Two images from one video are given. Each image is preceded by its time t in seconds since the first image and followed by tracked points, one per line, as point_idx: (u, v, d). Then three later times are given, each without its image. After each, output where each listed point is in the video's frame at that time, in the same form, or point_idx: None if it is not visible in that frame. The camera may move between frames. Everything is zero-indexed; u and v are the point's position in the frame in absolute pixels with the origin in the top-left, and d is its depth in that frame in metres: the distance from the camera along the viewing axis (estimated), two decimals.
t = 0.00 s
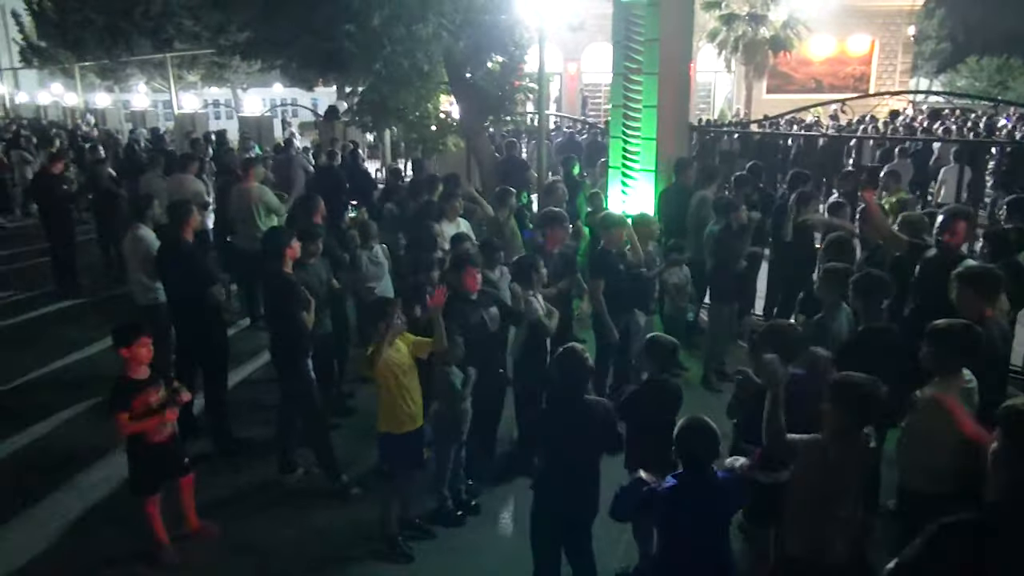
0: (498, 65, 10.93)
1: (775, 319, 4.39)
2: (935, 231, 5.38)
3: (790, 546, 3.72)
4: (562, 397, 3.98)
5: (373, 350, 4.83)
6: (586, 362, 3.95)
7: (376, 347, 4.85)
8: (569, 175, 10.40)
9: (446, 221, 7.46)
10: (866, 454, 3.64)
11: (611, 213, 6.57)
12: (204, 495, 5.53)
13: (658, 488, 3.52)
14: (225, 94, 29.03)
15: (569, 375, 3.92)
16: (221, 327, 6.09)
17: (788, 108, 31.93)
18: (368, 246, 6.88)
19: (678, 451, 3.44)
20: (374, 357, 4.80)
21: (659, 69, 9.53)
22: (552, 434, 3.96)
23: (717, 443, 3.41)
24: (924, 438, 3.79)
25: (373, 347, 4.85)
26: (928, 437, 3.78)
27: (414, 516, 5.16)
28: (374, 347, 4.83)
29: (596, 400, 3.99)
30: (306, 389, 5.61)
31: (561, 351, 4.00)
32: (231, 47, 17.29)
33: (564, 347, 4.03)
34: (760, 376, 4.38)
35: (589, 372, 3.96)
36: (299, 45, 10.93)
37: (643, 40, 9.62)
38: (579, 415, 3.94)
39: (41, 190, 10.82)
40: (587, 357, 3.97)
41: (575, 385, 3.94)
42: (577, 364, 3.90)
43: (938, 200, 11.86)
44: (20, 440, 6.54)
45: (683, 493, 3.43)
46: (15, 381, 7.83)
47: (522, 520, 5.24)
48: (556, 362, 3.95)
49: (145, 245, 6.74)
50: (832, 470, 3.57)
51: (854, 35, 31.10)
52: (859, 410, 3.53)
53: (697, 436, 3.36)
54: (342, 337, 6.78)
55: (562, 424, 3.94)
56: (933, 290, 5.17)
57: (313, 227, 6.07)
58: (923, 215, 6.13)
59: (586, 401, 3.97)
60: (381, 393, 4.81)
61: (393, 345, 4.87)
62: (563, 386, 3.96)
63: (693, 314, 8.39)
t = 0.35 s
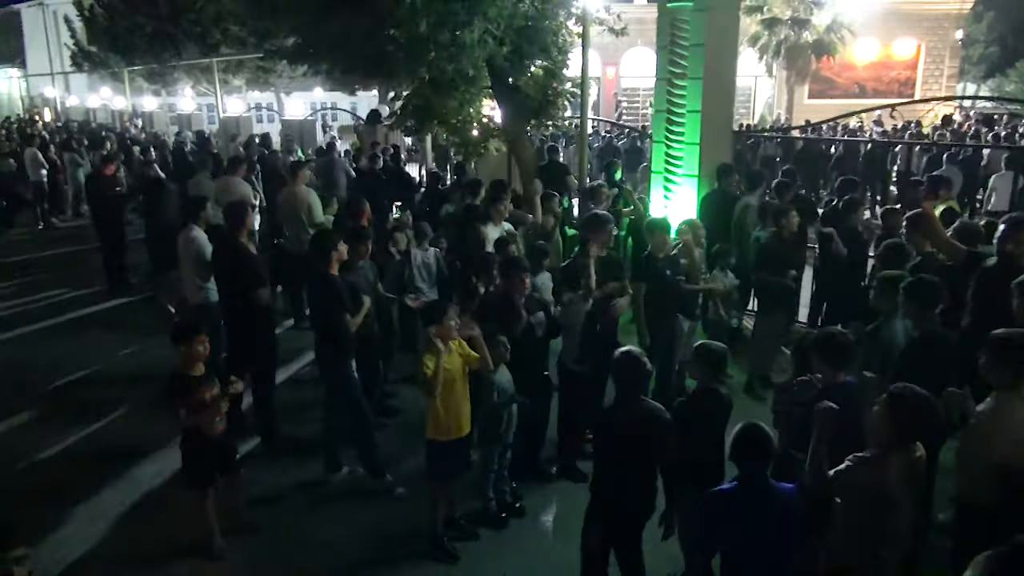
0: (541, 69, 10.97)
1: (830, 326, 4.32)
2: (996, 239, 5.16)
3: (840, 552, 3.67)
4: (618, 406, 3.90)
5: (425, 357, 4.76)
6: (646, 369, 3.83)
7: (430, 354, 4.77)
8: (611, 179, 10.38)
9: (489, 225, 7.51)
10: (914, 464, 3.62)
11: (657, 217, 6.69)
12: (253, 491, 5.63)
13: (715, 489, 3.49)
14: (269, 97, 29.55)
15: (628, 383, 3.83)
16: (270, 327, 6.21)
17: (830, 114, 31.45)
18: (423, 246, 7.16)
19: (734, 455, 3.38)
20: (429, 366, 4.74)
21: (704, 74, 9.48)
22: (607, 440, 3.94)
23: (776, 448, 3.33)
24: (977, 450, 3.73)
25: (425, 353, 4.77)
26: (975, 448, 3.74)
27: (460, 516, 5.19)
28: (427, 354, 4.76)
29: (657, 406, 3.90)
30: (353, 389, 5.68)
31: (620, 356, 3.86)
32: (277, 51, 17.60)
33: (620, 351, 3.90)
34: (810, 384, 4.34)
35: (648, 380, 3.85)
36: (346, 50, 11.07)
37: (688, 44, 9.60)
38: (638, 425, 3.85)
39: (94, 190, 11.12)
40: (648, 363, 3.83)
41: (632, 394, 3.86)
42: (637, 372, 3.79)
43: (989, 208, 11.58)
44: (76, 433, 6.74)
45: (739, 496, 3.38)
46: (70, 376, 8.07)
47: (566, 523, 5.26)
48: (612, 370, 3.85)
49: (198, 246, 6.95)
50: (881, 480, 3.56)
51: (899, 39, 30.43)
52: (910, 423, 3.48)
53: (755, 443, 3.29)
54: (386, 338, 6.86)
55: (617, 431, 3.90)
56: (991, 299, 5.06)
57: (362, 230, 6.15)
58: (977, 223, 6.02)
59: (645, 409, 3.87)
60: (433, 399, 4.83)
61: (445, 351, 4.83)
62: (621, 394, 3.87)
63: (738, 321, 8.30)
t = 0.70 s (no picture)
0: (566, 72, 10.93)
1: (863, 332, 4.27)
2: None
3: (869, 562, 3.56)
4: (660, 406, 3.93)
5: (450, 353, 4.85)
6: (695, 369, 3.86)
7: (456, 350, 4.85)
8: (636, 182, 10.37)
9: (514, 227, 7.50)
10: (954, 472, 3.56)
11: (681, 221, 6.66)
12: (280, 489, 5.67)
13: (764, 498, 3.48)
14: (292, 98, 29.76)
15: (672, 383, 3.85)
16: (297, 326, 6.26)
17: (853, 118, 31.21)
18: (458, 244, 7.29)
19: (797, 467, 3.39)
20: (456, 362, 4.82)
21: (731, 77, 9.42)
22: (645, 444, 3.93)
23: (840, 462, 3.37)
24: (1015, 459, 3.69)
25: (452, 349, 4.86)
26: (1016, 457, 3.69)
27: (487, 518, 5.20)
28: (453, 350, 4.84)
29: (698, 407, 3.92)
30: (380, 389, 5.69)
31: (672, 355, 3.94)
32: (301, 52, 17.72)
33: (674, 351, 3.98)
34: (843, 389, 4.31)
35: (694, 382, 3.88)
36: (371, 51, 11.11)
37: (715, 47, 9.55)
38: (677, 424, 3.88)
39: (122, 189, 11.25)
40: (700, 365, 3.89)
41: (676, 394, 3.88)
42: (683, 371, 3.83)
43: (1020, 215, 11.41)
44: (104, 429, 6.81)
45: (793, 507, 3.39)
46: (98, 373, 8.16)
47: (593, 526, 5.25)
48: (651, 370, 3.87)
49: (226, 245, 7.01)
50: (918, 488, 3.50)
51: (925, 43, 30.12)
52: (949, 428, 3.46)
53: (826, 456, 3.32)
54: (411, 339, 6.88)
55: (656, 433, 3.90)
56: None
57: (391, 231, 6.17)
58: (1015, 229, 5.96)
59: (683, 408, 3.91)
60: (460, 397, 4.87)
61: (472, 349, 4.90)
62: (667, 393, 3.91)
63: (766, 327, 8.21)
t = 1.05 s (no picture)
0: (578, 79, 10.81)
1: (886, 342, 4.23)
2: None
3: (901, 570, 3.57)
4: (665, 418, 3.90)
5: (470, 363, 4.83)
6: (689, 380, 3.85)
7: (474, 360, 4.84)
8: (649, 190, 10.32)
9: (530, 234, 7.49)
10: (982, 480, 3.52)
11: (703, 228, 6.73)
12: (296, 497, 5.66)
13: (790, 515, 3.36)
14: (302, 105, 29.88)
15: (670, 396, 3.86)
16: (312, 334, 6.27)
17: (864, 125, 31.10)
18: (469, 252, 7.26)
19: (823, 480, 3.25)
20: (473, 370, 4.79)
21: (746, 84, 9.39)
22: (652, 456, 3.90)
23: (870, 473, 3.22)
24: None
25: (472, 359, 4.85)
26: None
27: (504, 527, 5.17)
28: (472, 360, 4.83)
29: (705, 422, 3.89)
30: (398, 398, 5.67)
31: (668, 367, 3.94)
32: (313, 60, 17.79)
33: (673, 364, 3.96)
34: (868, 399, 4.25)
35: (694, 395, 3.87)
36: (385, 58, 11.14)
37: (730, 54, 9.52)
38: (688, 435, 3.84)
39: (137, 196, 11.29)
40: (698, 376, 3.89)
41: (677, 405, 3.87)
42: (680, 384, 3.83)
43: None
44: (120, 437, 6.81)
45: (820, 522, 3.26)
46: (112, 380, 8.17)
47: (611, 536, 5.21)
48: (670, 380, 3.85)
49: (242, 252, 7.00)
50: (946, 497, 3.46)
51: (936, 49, 29.93)
52: (980, 438, 3.39)
53: (851, 467, 3.17)
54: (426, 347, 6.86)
55: (659, 446, 3.88)
56: None
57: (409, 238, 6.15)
58: None
59: (693, 421, 3.88)
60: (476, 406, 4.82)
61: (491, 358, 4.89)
62: (665, 408, 3.90)
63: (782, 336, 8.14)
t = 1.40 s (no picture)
0: (589, 80, 10.87)
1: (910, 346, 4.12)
2: None
3: None
4: (671, 423, 3.84)
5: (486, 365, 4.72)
6: (688, 383, 3.82)
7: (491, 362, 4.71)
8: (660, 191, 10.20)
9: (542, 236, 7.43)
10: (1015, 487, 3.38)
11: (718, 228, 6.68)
12: (307, 501, 5.60)
13: (814, 528, 3.28)
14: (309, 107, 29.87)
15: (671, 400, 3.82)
16: (322, 337, 6.22)
17: (872, 127, 30.95)
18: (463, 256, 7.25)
19: (847, 490, 3.15)
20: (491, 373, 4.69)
21: (759, 85, 9.35)
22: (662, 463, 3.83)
23: (895, 481, 3.12)
24: None
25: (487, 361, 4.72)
26: None
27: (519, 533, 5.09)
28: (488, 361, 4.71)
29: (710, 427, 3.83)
30: (410, 401, 5.59)
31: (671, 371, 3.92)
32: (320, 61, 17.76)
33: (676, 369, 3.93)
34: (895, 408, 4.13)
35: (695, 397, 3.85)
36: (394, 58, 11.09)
37: (743, 55, 9.41)
38: (695, 440, 3.77)
39: (145, 197, 11.26)
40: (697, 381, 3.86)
41: (678, 410, 3.82)
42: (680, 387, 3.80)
43: None
44: (128, 439, 6.77)
45: (845, 532, 3.17)
46: (120, 382, 8.13)
47: (627, 543, 5.14)
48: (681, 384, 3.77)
49: (252, 254, 6.96)
50: (975, 504, 3.36)
51: (945, 51, 29.80)
52: (1006, 442, 3.28)
53: (875, 476, 3.07)
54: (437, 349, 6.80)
55: (666, 452, 3.81)
56: None
57: (420, 239, 6.08)
58: None
59: (701, 427, 3.80)
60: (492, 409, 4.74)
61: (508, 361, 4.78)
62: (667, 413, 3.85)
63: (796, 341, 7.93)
